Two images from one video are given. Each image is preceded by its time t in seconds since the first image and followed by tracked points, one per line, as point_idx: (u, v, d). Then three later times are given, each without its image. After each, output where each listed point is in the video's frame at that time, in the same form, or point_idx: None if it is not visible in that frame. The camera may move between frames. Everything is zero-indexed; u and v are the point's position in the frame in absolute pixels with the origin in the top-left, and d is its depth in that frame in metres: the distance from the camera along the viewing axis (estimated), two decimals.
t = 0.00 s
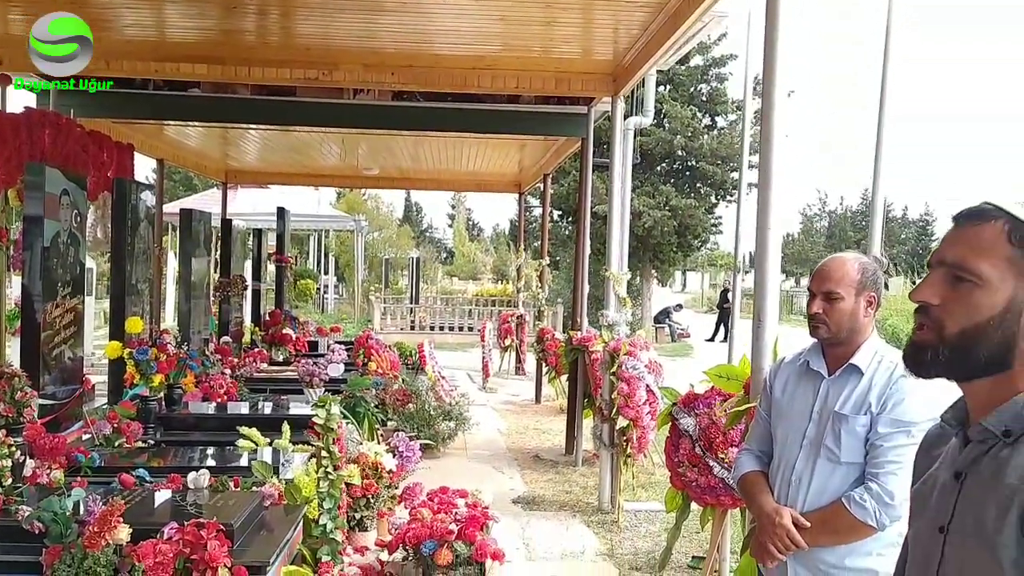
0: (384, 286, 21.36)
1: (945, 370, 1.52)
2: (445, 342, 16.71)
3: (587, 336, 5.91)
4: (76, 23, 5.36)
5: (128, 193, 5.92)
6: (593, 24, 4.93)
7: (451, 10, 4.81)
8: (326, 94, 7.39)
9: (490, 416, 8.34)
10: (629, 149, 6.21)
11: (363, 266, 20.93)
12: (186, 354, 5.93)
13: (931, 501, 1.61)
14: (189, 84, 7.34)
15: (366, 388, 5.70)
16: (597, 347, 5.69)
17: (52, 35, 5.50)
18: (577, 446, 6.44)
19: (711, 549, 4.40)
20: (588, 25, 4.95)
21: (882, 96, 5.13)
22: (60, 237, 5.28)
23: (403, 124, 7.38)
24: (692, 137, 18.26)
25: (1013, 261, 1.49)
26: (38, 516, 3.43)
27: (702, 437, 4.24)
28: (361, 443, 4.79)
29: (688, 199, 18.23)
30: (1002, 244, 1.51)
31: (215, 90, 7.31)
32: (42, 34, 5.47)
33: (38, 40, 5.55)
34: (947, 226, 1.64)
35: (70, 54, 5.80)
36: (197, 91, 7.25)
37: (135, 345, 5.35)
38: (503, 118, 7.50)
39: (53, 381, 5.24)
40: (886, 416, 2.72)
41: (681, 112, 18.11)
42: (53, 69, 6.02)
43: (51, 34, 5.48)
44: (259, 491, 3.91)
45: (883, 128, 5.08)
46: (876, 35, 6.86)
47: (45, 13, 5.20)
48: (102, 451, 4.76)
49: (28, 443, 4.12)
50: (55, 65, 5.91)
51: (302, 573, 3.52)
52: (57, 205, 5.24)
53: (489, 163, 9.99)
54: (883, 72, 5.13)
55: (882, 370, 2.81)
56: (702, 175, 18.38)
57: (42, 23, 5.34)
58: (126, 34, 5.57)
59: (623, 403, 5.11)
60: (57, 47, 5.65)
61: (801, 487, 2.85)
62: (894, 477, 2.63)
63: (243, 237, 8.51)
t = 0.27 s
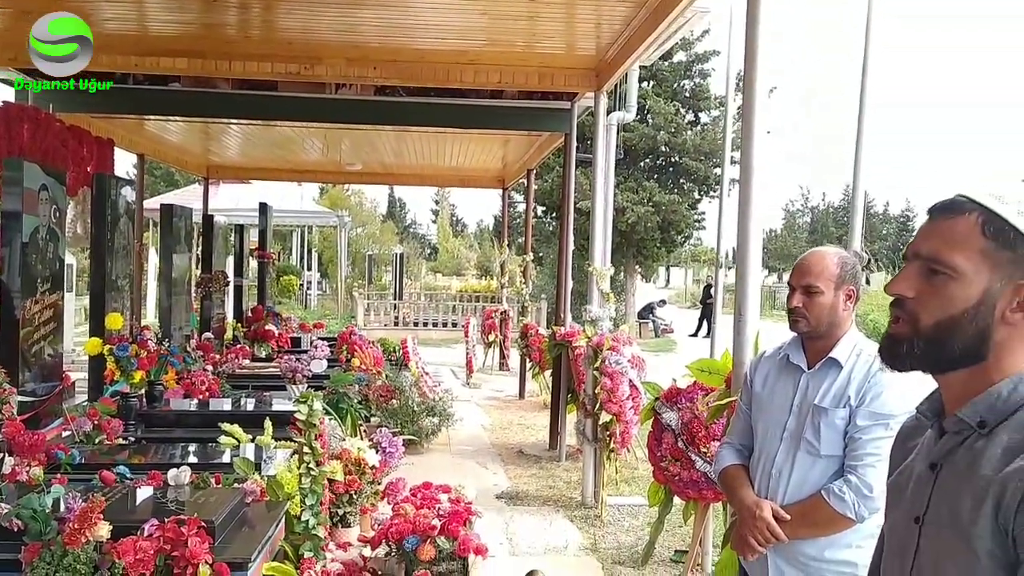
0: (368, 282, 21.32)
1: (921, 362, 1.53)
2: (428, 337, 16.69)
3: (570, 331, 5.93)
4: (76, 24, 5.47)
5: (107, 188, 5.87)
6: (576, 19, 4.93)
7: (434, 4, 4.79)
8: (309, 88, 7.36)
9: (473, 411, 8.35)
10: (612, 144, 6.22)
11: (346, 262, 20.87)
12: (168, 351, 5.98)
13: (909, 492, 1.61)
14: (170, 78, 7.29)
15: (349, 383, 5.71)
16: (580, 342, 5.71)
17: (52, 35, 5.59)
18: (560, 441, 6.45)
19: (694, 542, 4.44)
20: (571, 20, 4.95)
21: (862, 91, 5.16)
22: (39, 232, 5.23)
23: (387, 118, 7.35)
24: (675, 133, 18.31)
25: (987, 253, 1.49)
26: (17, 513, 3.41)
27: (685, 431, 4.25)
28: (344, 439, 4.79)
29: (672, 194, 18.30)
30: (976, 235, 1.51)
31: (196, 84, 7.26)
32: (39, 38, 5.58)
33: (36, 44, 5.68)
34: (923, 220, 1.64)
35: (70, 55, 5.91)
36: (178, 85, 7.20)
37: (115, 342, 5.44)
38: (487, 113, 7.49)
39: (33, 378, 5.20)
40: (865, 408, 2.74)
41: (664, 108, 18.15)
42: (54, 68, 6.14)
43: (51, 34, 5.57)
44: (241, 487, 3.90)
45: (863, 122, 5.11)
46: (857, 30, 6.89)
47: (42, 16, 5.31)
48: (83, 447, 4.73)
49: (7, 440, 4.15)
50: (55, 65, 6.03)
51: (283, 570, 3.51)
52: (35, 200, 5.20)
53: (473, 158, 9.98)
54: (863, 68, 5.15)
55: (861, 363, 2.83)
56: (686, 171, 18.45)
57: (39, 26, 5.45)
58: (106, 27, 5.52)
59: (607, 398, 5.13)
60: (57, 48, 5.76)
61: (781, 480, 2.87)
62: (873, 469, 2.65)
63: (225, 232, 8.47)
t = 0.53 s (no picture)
0: (352, 276, 21.26)
1: (900, 353, 1.53)
2: (413, 332, 16.67)
3: (555, 324, 5.94)
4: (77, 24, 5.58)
5: (88, 180, 5.83)
6: (561, 12, 4.92)
7: None
8: (291, 81, 7.32)
9: (458, 405, 8.34)
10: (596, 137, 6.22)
11: (330, 256, 20.80)
12: (150, 345, 6.02)
13: (889, 482, 1.62)
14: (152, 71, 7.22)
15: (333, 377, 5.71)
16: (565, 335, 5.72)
17: (52, 35, 5.65)
18: (545, 435, 6.46)
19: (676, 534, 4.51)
20: (555, 13, 4.94)
21: (844, 83, 5.18)
22: (20, 226, 5.19)
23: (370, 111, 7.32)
24: (660, 127, 18.34)
25: (963, 244, 1.50)
26: None
27: (668, 423, 4.27)
28: (328, 433, 4.73)
29: (657, 188, 18.34)
30: (954, 226, 1.52)
31: (178, 76, 7.20)
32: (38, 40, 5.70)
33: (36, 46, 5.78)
34: (902, 212, 1.65)
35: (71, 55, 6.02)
36: (159, 77, 7.14)
37: (97, 337, 5.54)
38: (471, 106, 7.48)
39: (14, 372, 5.17)
40: (845, 399, 2.76)
41: (649, 102, 18.17)
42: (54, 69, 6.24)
43: (51, 34, 5.63)
44: (224, 482, 3.89)
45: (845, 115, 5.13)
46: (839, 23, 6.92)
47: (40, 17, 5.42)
48: (65, 443, 4.69)
49: None
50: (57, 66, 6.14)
51: (267, 564, 3.49)
52: (15, 193, 5.16)
53: (457, 152, 9.96)
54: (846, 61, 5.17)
55: (842, 354, 2.84)
56: (670, 165, 18.48)
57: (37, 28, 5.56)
58: (87, 19, 5.47)
59: (591, 391, 5.15)
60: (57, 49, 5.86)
61: (763, 471, 2.88)
62: (854, 459, 2.67)
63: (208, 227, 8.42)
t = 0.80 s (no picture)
0: (339, 270, 21.21)
1: (885, 345, 1.54)
2: (400, 325, 16.66)
3: (541, 317, 5.95)
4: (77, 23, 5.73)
5: (71, 172, 5.80)
6: (546, 4, 4.91)
7: None
8: (276, 74, 7.28)
9: (445, 398, 8.35)
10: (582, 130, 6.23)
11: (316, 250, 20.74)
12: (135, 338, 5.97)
13: (871, 470, 1.63)
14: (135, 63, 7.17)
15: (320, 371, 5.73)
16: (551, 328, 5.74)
17: (52, 35, 5.84)
18: (532, 428, 6.47)
19: (663, 525, 4.53)
20: (541, 5, 4.93)
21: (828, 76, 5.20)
22: (1, 219, 5.15)
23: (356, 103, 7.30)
24: (646, 121, 18.37)
25: (944, 233, 1.50)
26: None
27: (655, 415, 4.27)
28: (312, 427, 4.73)
29: (643, 182, 18.38)
30: (934, 216, 1.52)
31: (161, 69, 7.15)
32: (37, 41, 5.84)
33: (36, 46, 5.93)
34: (884, 202, 1.66)
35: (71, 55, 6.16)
36: (143, 69, 7.08)
37: (81, 331, 5.44)
38: (457, 99, 7.47)
39: None
40: (829, 389, 2.78)
41: (635, 95, 18.19)
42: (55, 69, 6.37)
43: (52, 34, 5.82)
44: (208, 476, 3.87)
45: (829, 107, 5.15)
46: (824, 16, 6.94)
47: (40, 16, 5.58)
48: (48, 437, 4.66)
49: None
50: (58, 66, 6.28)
51: (253, 557, 3.49)
52: None
53: (444, 145, 9.95)
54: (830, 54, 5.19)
55: (825, 345, 2.86)
56: (657, 158, 18.52)
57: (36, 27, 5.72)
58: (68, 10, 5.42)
59: (577, 383, 5.16)
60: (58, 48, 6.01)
61: (746, 461, 2.89)
62: (836, 449, 2.69)
63: (192, 220, 8.38)
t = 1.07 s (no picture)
0: (326, 265, 21.16)
1: (873, 333, 1.55)
2: (388, 320, 16.64)
3: (529, 311, 5.95)
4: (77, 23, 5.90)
5: (56, 165, 5.76)
6: None
7: None
8: (263, 66, 7.25)
9: (433, 392, 8.35)
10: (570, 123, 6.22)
11: (304, 244, 20.67)
12: (121, 333, 6.01)
13: (854, 454, 1.64)
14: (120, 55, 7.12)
15: (307, 365, 5.72)
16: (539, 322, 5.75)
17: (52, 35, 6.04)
18: (520, 421, 6.48)
19: (649, 517, 4.57)
20: None
21: (814, 69, 5.21)
22: None
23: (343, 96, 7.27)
24: (634, 114, 18.36)
25: (930, 221, 1.50)
26: None
27: (642, 408, 4.30)
28: (300, 420, 4.70)
29: (630, 175, 18.40)
30: (919, 204, 1.52)
31: (146, 61, 7.11)
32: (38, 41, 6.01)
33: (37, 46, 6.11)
34: (869, 190, 1.66)
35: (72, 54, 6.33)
36: (128, 61, 7.04)
37: (67, 325, 5.53)
38: (444, 93, 7.45)
39: None
40: (814, 379, 2.80)
41: (623, 89, 18.16)
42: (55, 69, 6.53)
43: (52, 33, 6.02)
44: (195, 470, 3.86)
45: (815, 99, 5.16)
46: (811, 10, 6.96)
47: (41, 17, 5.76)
48: (34, 431, 4.64)
49: None
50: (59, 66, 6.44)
51: (241, 552, 3.46)
52: None
53: (432, 138, 9.93)
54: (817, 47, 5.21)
55: (810, 335, 2.87)
56: (644, 152, 18.52)
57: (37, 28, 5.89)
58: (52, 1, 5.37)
59: (565, 376, 5.17)
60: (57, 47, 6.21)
61: (732, 451, 2.90)
62: (821, 439, 2.71)
63: (178, 215, 8.34)
